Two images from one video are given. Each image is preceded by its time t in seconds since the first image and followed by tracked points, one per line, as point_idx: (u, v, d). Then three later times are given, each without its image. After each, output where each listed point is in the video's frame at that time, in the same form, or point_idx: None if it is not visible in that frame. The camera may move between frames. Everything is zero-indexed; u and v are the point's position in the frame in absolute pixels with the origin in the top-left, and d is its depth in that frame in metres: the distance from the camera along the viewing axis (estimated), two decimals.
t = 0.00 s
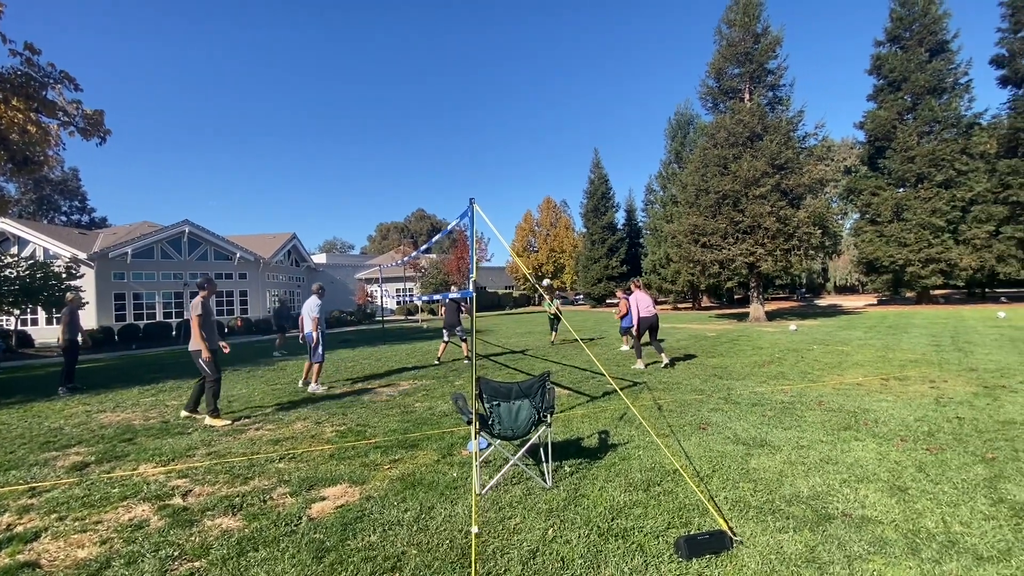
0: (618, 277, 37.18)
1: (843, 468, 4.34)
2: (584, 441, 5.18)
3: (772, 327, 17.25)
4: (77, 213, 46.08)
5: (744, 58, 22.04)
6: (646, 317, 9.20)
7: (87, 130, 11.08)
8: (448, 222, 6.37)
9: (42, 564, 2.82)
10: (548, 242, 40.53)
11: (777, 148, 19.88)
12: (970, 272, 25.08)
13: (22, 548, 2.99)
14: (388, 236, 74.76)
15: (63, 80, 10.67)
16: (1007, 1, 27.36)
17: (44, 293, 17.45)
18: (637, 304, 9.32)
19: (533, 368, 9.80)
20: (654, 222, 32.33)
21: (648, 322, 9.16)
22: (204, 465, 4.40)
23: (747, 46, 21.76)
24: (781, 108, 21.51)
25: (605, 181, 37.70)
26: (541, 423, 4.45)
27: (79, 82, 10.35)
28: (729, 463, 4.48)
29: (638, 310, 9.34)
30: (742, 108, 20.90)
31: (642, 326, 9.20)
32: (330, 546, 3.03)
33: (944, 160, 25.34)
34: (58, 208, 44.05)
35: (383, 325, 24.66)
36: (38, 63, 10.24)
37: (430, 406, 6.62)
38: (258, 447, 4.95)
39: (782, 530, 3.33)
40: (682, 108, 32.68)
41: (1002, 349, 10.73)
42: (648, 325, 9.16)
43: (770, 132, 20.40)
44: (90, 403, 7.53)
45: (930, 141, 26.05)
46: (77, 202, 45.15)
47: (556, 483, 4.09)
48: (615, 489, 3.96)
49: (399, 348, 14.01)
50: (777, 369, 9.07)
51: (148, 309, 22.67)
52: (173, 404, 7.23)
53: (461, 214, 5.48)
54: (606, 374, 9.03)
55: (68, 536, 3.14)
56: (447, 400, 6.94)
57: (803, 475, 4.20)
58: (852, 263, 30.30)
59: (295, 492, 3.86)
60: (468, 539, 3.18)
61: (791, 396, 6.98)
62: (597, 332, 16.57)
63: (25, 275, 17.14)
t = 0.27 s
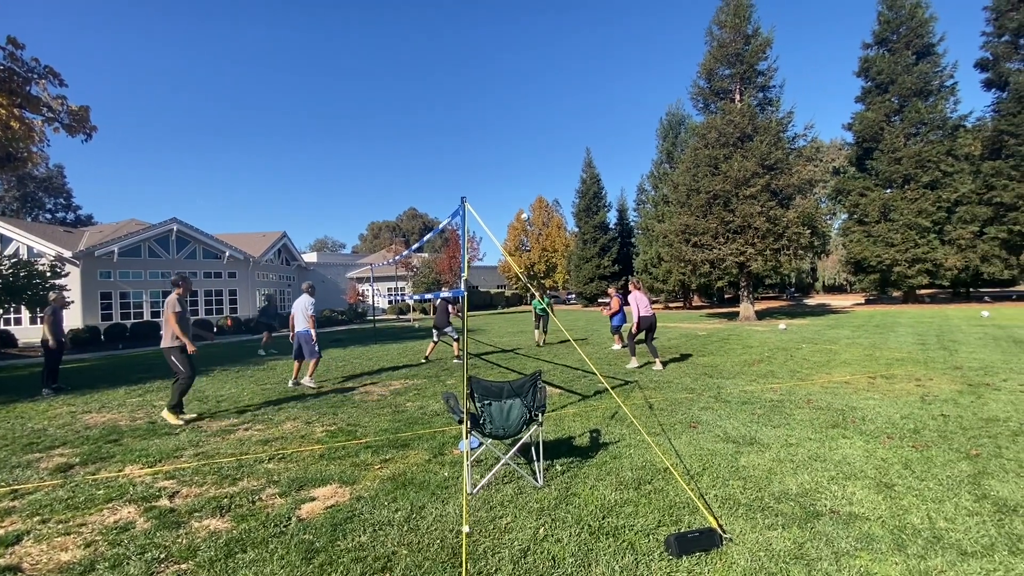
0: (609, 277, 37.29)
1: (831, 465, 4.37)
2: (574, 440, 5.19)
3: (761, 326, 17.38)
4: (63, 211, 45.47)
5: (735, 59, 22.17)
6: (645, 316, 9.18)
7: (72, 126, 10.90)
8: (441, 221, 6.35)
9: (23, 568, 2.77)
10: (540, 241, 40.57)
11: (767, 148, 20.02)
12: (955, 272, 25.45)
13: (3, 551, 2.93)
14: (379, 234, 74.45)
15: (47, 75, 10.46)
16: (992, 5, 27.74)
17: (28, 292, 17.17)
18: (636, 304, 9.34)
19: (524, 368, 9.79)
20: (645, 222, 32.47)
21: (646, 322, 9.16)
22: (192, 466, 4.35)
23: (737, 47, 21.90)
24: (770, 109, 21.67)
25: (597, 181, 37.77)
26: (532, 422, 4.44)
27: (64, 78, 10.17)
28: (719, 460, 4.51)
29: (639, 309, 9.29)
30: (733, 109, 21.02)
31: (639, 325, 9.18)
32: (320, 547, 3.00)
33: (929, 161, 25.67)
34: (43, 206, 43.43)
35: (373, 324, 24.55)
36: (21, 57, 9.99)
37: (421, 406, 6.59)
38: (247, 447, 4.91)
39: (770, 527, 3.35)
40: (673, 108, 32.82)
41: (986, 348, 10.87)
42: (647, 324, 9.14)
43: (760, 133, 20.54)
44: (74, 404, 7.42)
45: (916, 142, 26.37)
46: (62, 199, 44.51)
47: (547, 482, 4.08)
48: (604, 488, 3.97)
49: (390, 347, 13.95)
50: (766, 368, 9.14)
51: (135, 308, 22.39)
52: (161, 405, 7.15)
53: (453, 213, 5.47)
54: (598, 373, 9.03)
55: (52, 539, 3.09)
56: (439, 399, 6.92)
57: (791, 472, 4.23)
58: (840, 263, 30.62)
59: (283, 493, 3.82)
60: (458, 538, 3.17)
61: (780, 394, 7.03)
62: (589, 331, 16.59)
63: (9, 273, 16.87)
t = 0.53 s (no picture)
0: (604, 276, 37.34)
1: (823, 464, 4.40)
2: (569, 439, 5.18)
3: (755, 326, 17.45)
4: (53, 209, 45.04)
5: (729, 60, 22.25)
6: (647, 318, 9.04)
7: (63, 124, 10.81)
8: (437, 220, 6.33)
9: (12, 571, 2.73)
10: (535, 241, 40.58)
11: (761, 149, 20.11)
12: (946, 272, 25.66)
13: None
14: (374, 233, 74.21)
15: (36, 72, 10.38)
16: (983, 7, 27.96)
17: (18, 291, 17.00)
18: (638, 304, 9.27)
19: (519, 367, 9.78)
20: (639, 222, 32.53)
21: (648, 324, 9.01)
22: (184, 466, 4.31)
23: (732, 48, 21.98)
24: (764, 110, 21.77)
25: (591, 181, 37.80)
26: (527, 421, 4.44)
27: (54, 75, 10.08)
28: (713, 459, 4.52)
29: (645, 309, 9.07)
30: (727, 109, 21.09)
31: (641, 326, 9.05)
32: (315, 547, 2.99)
33: (921, 162, 25.86)
34: (33, 204, 43.03)
35: (367, 323, 24.46)
36: (9, 54, 9.89)
37: (416, 405, 6.57)
38: (241, 447, 4.88)
39: (764, 525, 3.36)
40: (668, 109, 32.90)
41: (977, 348, 10.95)
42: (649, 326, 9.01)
43: (754, 133, 20.62)
44: (65, 404, 7.34)
45: (908, 143, 26.57)
46: (52, 197, 44.07)
47: (542, 481, 4.08)
48: (599, 487, 3.97)
49: (384, 347, 13.90)
50: (760, 367, 9.18)
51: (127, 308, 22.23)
52: (153, 405, 7.09)
53: (448, 212, 5.46)
54: (593, 372, 9.03)
55: (42, 540, 3.06)
56: (434, 399, 6.90)
57: (784, 471, 4.25)
58: (833, 263, 30.80)
59: (277, 493, 3.80)
60: (453, 538, 3.17)
61: (774, 393, 7.06)
62: (584, 331, 16.59)
63: None
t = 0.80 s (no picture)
0: (602, 276, 37.37)
1: (820, 463, 4.41)
2: (566, 439, 5.18)
3: (752, 326, 17.50)
4: (49, 208, 44.83)
5: (727, 60, 22.28)
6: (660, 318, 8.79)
7: (59, 122, 10.75)
8: (435, 220, 6.33)
9: (7, 571, 2.72)
10: (533, 241, 40.60)
11: (759, 149, 20.15)
12: (942, 272, 25.75)
13: None
14: (372, 233, 74.16)
15: (32, 70, 10.32)
16: (979, 9, 28.07)
17: (13, 289, 16.91)
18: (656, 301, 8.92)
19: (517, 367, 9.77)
20: (637, 222, 32.56)
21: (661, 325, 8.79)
22: (181, 466, 4.29)
23: (729, 48, 22.02)
24: (762, 110, 21.82)
25: (589, 181, 37.81)
26: (525, 420, 4.44)
27: (51, 73, 10.03)
28: (710, 459, 4.53)
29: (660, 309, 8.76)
30: (725, 109, 21.13)
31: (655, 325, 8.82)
32: (312, 547, 2.98)
33: (917, 163, 25.93)
34: (29, 202, 42.82)
35: (365, 323, 24.43)
36: (6, 52, 9.84)
37: (415, 405, 6.57)
38: (237, 447, 4.86)
39: (761, 524, 3.37)
40: (666, 109, 32.95)
41: (973, 348, 10.98)
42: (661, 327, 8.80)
43: (751, 134, 20.66)
44: (61, 403, 7.30)
45: (904, 144, 26.66)
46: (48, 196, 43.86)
47: (540, 481, 4.08)
48: (597, 486, 3.97)
49: (382, 347, 13.87)
50: (758, 366, 9.19)
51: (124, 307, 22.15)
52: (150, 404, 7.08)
53: (446, 212, 5.46)
54: (591, 372, 9.03)
55: (37, 541, 3.04)
56: (432, 399, 6.89)
57: (781, 470, 4.26)
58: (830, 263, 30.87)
59: (274, 492, 3.79)
60: (451, 538, 3.16)
61: (771, 393, 7.08)
62: (582, 330, 16.59)
63: None
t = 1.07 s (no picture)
0: (602, 276, 37.36)
1: (821, 463, 4.40)
2: (567, 438, 5.18)
3: (753, 326, 17.48)
4: (50, 207, 44.83)
5: (728, 60, 22.27)
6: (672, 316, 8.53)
7: (59, 121, 10.76)
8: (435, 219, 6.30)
9: (8, 570, 2.72)
10: (534, 240, 40.58)
11: (760, 149, 20.13)
12: (943, 272, 25.72)
13: None
14: (372, 233, 74.19)
15: (33, 69, 10.32)
16: (981, 9, 28.03)
17: (14, 289, 16.92)
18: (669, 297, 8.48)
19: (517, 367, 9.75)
20: (637, 222, 32.54)
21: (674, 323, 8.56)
22: (181, 465, 4.29)
23: (730, 48, 22.00)
24: (763, 110, 21.80)
25: (590, 181, 37.78)
26: (526, 420, 4.43)
27: (52, 72, 10.04)
28: (711, 458, 4.53)
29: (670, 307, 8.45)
30: (726, 109, 21.10)
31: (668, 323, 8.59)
32: (313, 546, 2.98)
33: (919, 163, 25.91)
34: (30, 202, 42.83)
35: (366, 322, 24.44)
36: (7, 51, 9.85)
37: (415, 404, 6.56)
38: (237, 446, 4.86)
39: (761, 524, 3.36)
40: (667, 108, 32.92)
41: (974, 348, 10.96)
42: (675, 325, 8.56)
43: (752, 134, 20.64)
44: (62, 402, 7.30)
45: (905, 144, 26.62)
46: (50, 195, 43.85)
47: (541, 480, 4.08)
48: (597, 485, 3.97)
49: (382, 346, 13.86)
50: (759, 366, 9.17)
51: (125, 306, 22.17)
52: (150, 403, 7.07)
53: (447, 211, 5.44)
54: (592, 372, 9.01)
55: (38, 539, 3.05)
56: (433, 399, 6.87)
57: (782, 470, 4.25)
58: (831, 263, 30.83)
59: (274, 492, 3.78)
60: (451, 537, 3.16)
61: (771, 393, 7.07)
62: (582, 330, 16.57)
63: None
